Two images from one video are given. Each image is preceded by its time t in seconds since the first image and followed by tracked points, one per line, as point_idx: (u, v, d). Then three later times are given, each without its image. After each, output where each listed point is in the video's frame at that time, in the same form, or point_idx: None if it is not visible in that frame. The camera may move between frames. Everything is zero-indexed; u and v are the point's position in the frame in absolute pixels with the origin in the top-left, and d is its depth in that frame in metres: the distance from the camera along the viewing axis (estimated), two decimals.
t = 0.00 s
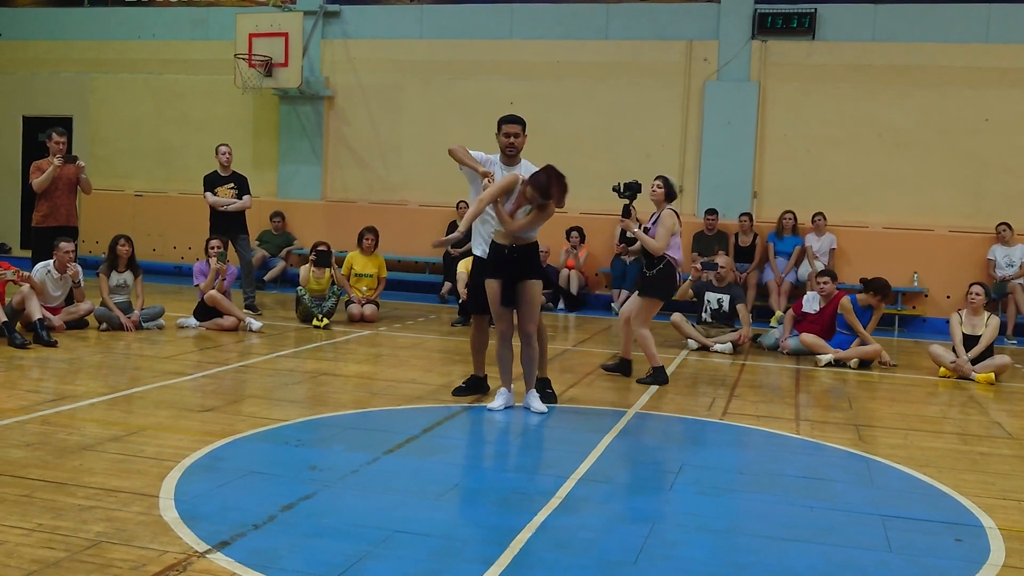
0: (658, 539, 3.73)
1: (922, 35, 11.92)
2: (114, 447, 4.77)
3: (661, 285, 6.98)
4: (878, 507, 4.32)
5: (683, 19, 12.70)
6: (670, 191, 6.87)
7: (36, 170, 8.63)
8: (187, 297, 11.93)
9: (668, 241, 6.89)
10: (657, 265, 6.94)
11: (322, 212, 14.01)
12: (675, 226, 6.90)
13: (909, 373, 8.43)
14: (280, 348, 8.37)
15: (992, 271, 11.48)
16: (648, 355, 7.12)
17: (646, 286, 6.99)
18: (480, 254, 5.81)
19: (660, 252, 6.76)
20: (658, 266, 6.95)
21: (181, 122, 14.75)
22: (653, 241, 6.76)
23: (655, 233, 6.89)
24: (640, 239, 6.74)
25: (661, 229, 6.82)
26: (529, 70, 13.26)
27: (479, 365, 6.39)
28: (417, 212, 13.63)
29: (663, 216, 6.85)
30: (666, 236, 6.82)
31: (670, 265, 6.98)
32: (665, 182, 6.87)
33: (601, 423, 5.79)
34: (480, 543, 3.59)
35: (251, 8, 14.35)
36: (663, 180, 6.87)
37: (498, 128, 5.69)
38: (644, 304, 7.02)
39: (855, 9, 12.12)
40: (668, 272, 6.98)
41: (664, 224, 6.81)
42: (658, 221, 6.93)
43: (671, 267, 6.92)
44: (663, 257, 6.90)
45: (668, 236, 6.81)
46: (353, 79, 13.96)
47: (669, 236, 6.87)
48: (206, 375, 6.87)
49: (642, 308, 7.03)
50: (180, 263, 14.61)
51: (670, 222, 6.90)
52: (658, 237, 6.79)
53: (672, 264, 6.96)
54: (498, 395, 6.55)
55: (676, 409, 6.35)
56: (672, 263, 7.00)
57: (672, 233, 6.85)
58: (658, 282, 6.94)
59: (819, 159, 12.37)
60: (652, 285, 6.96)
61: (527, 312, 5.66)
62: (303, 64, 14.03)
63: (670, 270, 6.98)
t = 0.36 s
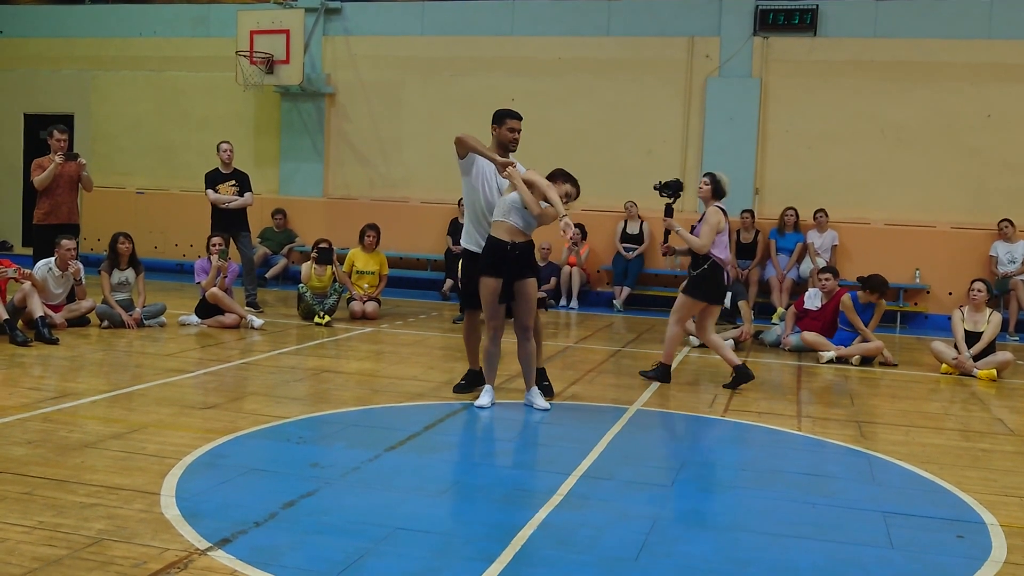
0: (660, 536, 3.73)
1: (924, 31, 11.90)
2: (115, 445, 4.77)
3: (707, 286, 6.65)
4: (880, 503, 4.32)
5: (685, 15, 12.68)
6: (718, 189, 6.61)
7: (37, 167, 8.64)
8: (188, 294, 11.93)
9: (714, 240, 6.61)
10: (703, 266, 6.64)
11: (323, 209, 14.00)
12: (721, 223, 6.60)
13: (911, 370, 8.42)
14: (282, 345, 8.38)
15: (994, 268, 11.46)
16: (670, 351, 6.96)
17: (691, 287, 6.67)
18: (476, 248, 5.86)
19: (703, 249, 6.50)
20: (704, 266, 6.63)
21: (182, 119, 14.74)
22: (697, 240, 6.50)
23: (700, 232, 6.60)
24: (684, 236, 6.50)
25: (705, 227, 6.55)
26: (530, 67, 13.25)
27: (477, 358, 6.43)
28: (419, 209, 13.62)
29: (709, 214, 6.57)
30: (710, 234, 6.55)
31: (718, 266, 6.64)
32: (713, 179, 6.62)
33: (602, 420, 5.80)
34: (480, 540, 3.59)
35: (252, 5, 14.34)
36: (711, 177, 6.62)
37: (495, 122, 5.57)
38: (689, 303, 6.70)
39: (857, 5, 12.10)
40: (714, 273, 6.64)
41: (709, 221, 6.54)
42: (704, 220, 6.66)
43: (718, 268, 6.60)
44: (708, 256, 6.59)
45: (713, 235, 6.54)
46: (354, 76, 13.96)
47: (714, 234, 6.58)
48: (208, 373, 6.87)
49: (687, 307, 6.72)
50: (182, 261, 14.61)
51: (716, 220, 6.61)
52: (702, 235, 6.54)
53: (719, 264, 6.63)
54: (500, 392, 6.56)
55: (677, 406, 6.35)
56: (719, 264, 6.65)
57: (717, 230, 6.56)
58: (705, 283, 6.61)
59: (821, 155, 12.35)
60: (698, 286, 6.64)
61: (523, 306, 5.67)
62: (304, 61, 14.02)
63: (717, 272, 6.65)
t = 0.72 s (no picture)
0: (660, 533, 3.73)
1: (925, 29, 11.88)
2: (116, 443, 4.77)
3: (758, 288, 6.51)
4: (880, 501, 4.31)
5: (685, 12, 12.66)
6: (765, 187, 6.48)
7: (37, 165, 8.63)
8: (188, 292, 11.93)
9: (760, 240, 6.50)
10: (750, 267, 6.51)
11: (322, 207, 13.98)
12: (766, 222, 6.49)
13: (911, 367, 8.42)
14: (282, 342, 8.38)
15: (994, 265, 11.46)
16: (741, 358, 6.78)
17: (741, 291, 6.54)
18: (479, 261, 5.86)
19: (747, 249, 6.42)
20: (751, 267, 6.51)
21: (182, 117, 14.73)
22: (741, 241, 6.43)
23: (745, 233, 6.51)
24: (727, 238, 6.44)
25: (750, 226, 6.46)
26: (530, 64, 13.23)
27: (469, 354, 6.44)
28: (419, 207, 13.61)
29: (753, 214, 6.47)
30: (754, 234, 6.45)
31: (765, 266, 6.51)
32: (759, 177, 6.48)
33: (603, 418, 5.80)
34: (480, 538, 3.59)
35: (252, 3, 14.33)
36: (757, 175, 6.50)
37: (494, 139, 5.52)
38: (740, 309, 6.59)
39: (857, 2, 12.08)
40: (761, 275, 6.51)
41: (753, 220, 6.44)
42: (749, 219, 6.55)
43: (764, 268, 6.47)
44: (754, 257, 6.49)
45: (757, 235, 6.44)
46: (354, 74, 13.95)
47: (759, 233, 6.48)
48: (208, 370, 6.87)
49: (737, 312, 6.60)
50: (182, 259, 14.61)
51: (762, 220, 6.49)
52: (746, 236, 6.45)
53: (766, 265, 6.51)
54: (500, 390, 6.56)
55: (677, 404, 6.34)
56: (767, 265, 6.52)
57: (762, 230, 6.46)
58: (751, 285, 6.49)
59: (821, 153, 12.34)
60: (748, 289, 6.51)
61: (524, 305, 5.68)
62: (304, 59, 14.02)
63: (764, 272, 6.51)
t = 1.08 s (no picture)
0: (662, 533, 3.72)
1: (926, 27, 11.87)
2: (118, 442, 4.78)
3: (803, 290, 6.19)
4: (882, 500, 4.31)
5: (686, 11, 12.66)
6: (808, 185, 6.16)
7: (38, 165, 8.64)
8: (190, 292, 11.94)
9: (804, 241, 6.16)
10: (791, 268, 6.22)
11: (323, 207, 13.98)
12: (808, 221, 6.14)
13: (913, 365, 8.41)
14: (284, 342, 8.38)
15: (996, 264, 11.45)
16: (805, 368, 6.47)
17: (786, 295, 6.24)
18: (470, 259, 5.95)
19: (787, 249, 6.10)
20: (793, 269, 6.21)
21: (184, 117, 14.75)
22: (780, 241, 6.12)
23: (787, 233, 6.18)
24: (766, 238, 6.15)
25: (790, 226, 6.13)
26: (532, 63, 13.23)
27: (430, 356, 6.49)
28: (420, 206, 13.62)
29: (795, 213, 6.13)
30: (796, 234, 6.09)
31: (809, 267, 6.17)
32: (802, 175, 6.20)
33: (606, 417, 5.80)
34: (482, 537, 3.59)
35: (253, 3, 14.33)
36: (801, 173, 6.21)
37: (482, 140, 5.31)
38: (792, 316, 6.27)
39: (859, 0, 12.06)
40: (804, 276, 6.18)
41: (793, 220, 6.11)
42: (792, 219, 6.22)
43: (805, 269, 6.15)
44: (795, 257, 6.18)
45: (798, 234, 6.09)
46: (356, 73, 13.96)
47: (802, 233, 6.13)
48: (210, 370, 6.87)
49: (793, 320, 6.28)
50: (183, 259, 14.62)
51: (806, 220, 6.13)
52: (786, 236, 6.12)
53: (809, 266, 6.17)
54: (501, 389, 6.55)
55: (679, 403, 6.34)
56: (811, 266, 6.18)
57: (803, 229, 6.10)
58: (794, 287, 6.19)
59: (822, 151, 12.33)
60: (791, 293, 6.21)
61: (538, 304, 5.65)
62: (305, 59, 14.02)
63: (809, 273, 6.17)
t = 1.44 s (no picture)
0: (666, 533, 3.72)
1: (929, 26, 11.86)
2: (122, 444, 4.78)
3: (836, 297, 5.91)
4: (887, 500, 4.30)
5: (689, 11, 12.66)
6: (842, 186, 5.90)
7: (42, 168, 8.66)
8: (193, 294, 11.95)
9: (838, 244, 5.86)
10: (823, 273, 5.94)
11: (327, 208, 14.00)
12: (842, 224, 5.83)
13: (917, 365, 8.40)
14: (288, 343, 8.39)
15: (1000, 263, 11.43)
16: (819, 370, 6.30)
17: (818, 301, 5.99)
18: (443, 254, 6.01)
19: (818, 254, 5.80)
20: (825, 274, 5.93)
21: (187, 119, 14.77)
22: (812, 244, 5.82)
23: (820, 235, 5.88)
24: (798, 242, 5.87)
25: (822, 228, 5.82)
26: (534, 63, 13.23)
27: (431, 357, 6.47)
28: (423, 207, 13.63)
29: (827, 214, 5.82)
30: (828, 238, 5.78)
31: (842, 272, 5.87)
32: (838, 176, 5.94)
33: (610, 417, 5.80)
34: (486, 537, 3.59)
35: (256, 5, 14.34)
36: (836, 173, 5.95)
37: (455, 126, 5.77)
38: (820, 321, 6.03)
39: None
40: (837, 282, 5.89)
41: (826, 222, 5.78)
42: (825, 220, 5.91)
43: (836, 274, 5.86)
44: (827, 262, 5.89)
45: (830, 237, 5.77)
46: (359, 75, 13.97)
47: (835, 237, 5.82)
48: (214, 372, 6.88)
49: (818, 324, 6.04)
50: (187, 261, 14.64)
51: (838, 222, 5.83)
52: (818, 239, 5.82)
53: (842, 271, 5.87)
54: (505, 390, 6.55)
55: (683, 403, 6.33)
56: (845, 270, 5.87)
57: (836, 232, 5.79)
58: (828, 293, 5.92)
59: (826, 151, 12.32)
60: (824, 298, 5.96)
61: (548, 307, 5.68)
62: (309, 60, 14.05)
63: (841, 278, 5.87)
